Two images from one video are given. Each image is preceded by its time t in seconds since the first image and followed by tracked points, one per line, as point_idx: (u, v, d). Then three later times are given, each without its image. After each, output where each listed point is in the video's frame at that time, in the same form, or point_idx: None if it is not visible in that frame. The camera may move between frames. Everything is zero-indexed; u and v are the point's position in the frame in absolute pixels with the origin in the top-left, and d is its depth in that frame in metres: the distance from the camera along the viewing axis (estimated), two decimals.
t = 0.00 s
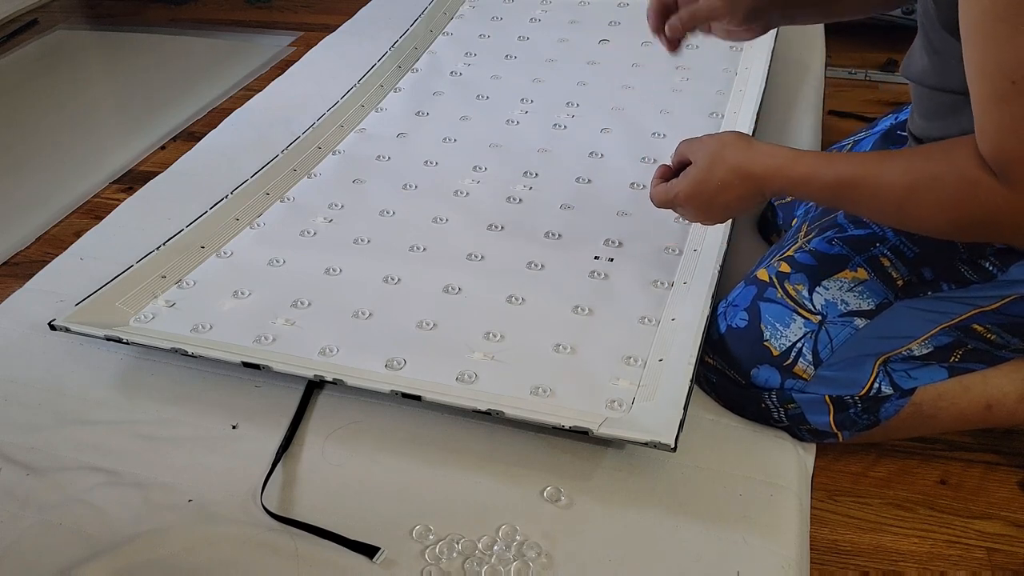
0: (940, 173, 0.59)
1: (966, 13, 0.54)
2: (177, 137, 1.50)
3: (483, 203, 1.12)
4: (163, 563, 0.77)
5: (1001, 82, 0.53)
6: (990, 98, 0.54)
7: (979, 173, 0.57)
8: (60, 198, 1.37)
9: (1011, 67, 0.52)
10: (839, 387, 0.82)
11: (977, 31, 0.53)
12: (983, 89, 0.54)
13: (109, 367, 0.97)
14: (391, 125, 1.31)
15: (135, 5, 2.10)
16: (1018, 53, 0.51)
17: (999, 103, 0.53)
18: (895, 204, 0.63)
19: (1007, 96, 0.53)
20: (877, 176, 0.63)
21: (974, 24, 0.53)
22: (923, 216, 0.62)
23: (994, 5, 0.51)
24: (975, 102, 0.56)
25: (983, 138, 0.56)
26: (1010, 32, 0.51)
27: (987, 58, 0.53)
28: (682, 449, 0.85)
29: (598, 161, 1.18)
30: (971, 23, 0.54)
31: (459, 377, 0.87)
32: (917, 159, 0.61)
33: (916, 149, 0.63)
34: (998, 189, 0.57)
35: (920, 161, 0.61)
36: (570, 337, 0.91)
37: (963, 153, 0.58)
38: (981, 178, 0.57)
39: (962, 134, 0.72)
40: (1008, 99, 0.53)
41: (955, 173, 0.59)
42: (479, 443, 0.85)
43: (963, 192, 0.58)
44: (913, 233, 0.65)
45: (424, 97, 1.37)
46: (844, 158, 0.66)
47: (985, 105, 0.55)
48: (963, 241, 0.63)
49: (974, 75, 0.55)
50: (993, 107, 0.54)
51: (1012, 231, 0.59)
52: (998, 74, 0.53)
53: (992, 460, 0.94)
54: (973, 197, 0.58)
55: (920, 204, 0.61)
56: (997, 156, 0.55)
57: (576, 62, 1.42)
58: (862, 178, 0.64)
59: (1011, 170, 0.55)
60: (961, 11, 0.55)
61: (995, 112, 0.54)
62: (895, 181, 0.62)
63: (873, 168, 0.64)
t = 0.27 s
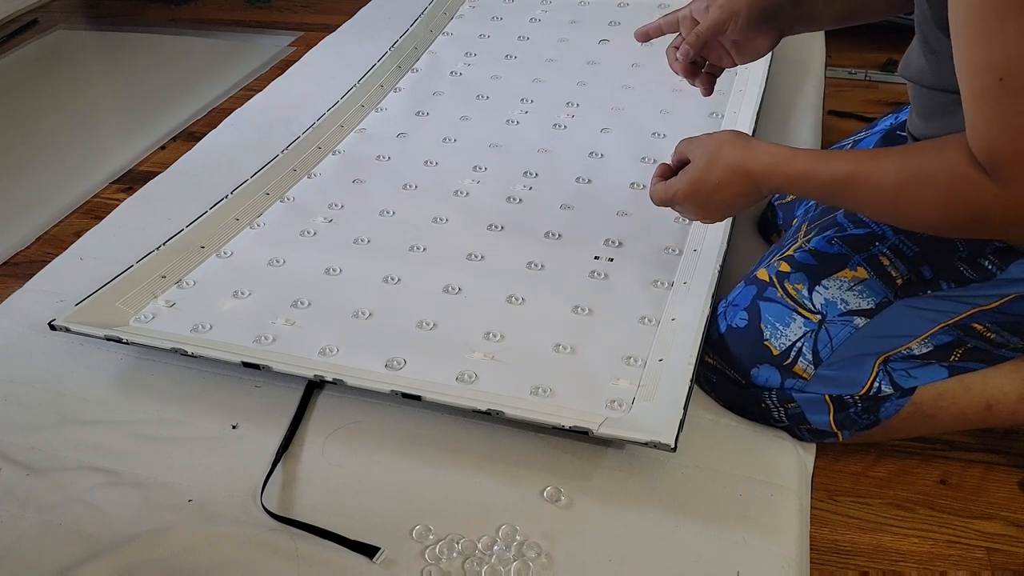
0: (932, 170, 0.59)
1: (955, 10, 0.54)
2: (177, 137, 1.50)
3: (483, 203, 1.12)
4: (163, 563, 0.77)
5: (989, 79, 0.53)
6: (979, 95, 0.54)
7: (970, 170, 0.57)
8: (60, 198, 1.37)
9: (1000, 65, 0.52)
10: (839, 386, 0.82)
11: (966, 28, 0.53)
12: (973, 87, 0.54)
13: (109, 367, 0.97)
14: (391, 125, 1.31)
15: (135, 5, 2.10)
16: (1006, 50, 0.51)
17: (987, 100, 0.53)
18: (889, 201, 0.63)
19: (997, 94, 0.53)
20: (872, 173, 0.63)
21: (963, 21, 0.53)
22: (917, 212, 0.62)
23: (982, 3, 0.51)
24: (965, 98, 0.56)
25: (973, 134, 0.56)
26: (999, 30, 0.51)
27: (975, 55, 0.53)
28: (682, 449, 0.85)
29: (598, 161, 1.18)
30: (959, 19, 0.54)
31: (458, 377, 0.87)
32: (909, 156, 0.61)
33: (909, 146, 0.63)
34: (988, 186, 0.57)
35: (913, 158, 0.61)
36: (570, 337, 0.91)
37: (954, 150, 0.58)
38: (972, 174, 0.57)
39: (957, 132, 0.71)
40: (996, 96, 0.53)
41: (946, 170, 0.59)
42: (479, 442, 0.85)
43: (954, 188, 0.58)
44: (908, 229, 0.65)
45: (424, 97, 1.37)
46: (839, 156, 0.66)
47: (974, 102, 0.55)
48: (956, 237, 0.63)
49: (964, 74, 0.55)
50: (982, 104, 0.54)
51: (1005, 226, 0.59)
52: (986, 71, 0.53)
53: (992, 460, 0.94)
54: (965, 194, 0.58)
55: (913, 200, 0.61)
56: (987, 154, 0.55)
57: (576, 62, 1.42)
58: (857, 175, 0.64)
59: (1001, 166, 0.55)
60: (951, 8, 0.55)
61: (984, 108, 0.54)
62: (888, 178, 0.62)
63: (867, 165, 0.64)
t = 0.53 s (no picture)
0: (929, 169, 0.60)
1: (952, 10, 0.54)
2: (177, 137, 1.50)
3: (483, 203, 1.12)
4: (163, 563, 0.77)
5: (984, 80, 0.53)
6: (974, 95, 0.54)
7: (966, 170, 0.57)
8: (60, 198, 1.37)
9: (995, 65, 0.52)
10: (839, 386, 0.82)
11: (962, 28, 0.53)
12: (970, 87, 0.54)
13: (109, 367, 0.97)
14: (391, 125, 1.31)
15: (135, 5, 2.10)
16: (1002, 51, 0.51)
17: (983, 100, 0.53)
18: (886, 201, 0.63)
19: (993, 95, 0.53)
20: (869, 173, 0.63)
21: (960, 22, 0.53)
22: (913, 212, 0.62)
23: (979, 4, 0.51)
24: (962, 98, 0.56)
25: (969, 134, 0.56)
26: (995, 31, 0.51)
27: (971, 56, 0.53)
28: (682, 449, 0.85)
29: (598, 161, 1.18)
30: (956, 19, 0.54)
31: (458, 377, 0.87)
32: (906, 156, 0.61)
33: (906, 145, 0.63)
34: (984, 186, 0.57)
35: (910, 158, 0.61)
36: (570, 337, 0.91)
37: (950, 150, 0.58)
38: (969, 174, 0.57)
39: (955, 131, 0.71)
40: (992, 96, 0.53)
41: (943, 170, 0.59)
42: (479, 442, 0.85)
43: (951, 188, 0.58)
44: (904, 229, 0.65)
45: (424, 97, 1.37)
46: (837, 156, 0.66)
47: (969, 101, 0.55)
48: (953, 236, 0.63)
49: (961, 74, 0.55)
50: (978, 104, 0.54)
51: (1001, 226, 0.59)
52: (982, 71, 0.53)
53: (992, 460, 0.94)
54: (960, 194, 0.58)
55: (910, 200, 0.61)
56: (983, 154, 0.55)
57: (576, 62, 1.42)
58: (854, 175, 0.64)
59: (997, 167, 0.55)
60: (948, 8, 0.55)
61: (980, 108, 0.54)
62: (886, 178, 0.62)
63: (865, 164, 0.64)
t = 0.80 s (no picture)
0: (930, 171, 0.60)
1: (953, 11, 0.54)
2: (177, 137, 1.50)
3: (483, 203, 1.12)
4: (163, 563, 0.77)
5: (985, 81, 0.53)
6: (976, 96, 0.54)
7: (968, 171, 0.57)
8: (60, 198, 1.37)
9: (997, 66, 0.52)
10: (839, 386, 0.82)
11: (964, 30, 0.53)
12: (971, 88, 0.54)
13: (109, 367, 0.97)
14: (391, 125, 1.31)
15: (135, 5, 2.10)
16: (1002, 53, 0.51)
17: (984, 101, 0.54)
18: (887, 202, 0.63)
19: (994, 96, 0.53)
20: (870, 175, 0.63)
21: (961, 23, 0.53)
22: (914, 213, 0.62)
23: (980, 6, 0.51)
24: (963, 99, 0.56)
25: (971, 134, 0.56)
26: (995, 33, 0.51)
27: (972, 57, 0.53)
28: (682, 449, 0.85)
29: (598, 161, 1.18)
30: (957, 19, 0.54)
31: (458, 377, 0.87)
32: (908, 157, 0.61)
33: (908, 147, 0.63)
34: (986, 187, 0.57)
35: (911, 159, 0.61)
36: (570, 337, 0.91)
37: (951, 150, 0.58)
38: (970, 176, 0.57)
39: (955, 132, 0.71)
40: (993, 97, 0.53)
41: (944, 171, 0.59)
42: (479, 442, 0.85)
43: (952, 190, 0.58)
44: (905, 229, 0.65)
45: (424, 97, 1.37)
46: (838, 158, 0.66)
47: (970, 102, 0.55)
48: (954, 236, 0.64)
49: (962, 73, 0.55)
50: (979, 104, 0.54)
51: (1002, 227, 0.59)
52: (983, 73, 0.53)
53: (992, 460, 0.94)
54: (961, 195, 0.58)
55: (911, 201, 0.62)
56: (985, 155, 0.55)
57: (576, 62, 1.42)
58: (856, 177, 0.64)
59: (998, 168, 0.55)
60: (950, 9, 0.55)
61: (981, 109, 0.54)
62: (887, 179, 0.62)
63: (866, 166, 0.64)
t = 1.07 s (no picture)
0: (932, 172, 0.60)
1: (955, 12, 0.54)
2: (177, 137, 1.50)
3: (483, 203, 1.12)
4: (163, 563, 0.77)
5: (987, 82, 0.53)
6: (977, 98, 0.54)
7: (969, 172, 0.57)
8: (61, 198, 1.37)
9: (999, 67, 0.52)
10: (839, 386, 0.82)
11: (965, 31, 0.53)
12: (972, 89, 0.54)
13: (108, 367, 0.97)
14: (391, 125, 1.31)
15: (135, 5, 2.10)
16: (1004, 54, 0.51)
17: (986, 102, 0.54)
18: (888, 203, 0.63)
19: (996, 96, 0.53)
20: (872, 176, 0.63)
21: (963, 24, 0.53)
22: (915, 214, 0.62)
23: (982, 7, 0.51)
24: (965, 100, 0.56)
25: (972, 135, 0.56)
26: (998, 33, 0.51)
27: (974, 58, 0.53)
28: (682, 449, 0.85)
29: (598, 161, 1.18)
30: (958, 20, 0.54)
31: (458, 377, 0.87)
32: (909, 159, 0.61)
33: (909, 148, 0.63)
34: (988, 187, 0.57)
35: (912, 161, 0.61)
36: (570, 337, 0.91)
37: (953, 152, 0.59)
38: (971, 177, 0.57)
39: (955, 133, 0.71)
40: (995, 98, 0.53)
41: (946, 172, 0.59)
42: (479, 442, 0.85)
43: (954, 190, 0.58)
44: (906, 230, 0.65)
45: (424, 97, 1.37)
46: (840, 159, 0.66)
47: (972, 103, 0.55)
48: (955, 238, 0.64)
49: (964, 75, 0.55)
50: (981, 106, 0.54)
51: (1003, 229, 0.59)
52: (985, 74, 0.53)
53: (992, 460, 0.94)
54: (962, 196, 0.58)
55: (912, 203, 0.62)
56: (987, 155, 0.55)
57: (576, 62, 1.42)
58: (858, 178, 0.64)
59: (999, 169, 0.55)
60: (951, 11, 0.55)
61: (983, 110, 0.54)
62: (888, 180, 0.62)
63: (868, 167, 0.64)
